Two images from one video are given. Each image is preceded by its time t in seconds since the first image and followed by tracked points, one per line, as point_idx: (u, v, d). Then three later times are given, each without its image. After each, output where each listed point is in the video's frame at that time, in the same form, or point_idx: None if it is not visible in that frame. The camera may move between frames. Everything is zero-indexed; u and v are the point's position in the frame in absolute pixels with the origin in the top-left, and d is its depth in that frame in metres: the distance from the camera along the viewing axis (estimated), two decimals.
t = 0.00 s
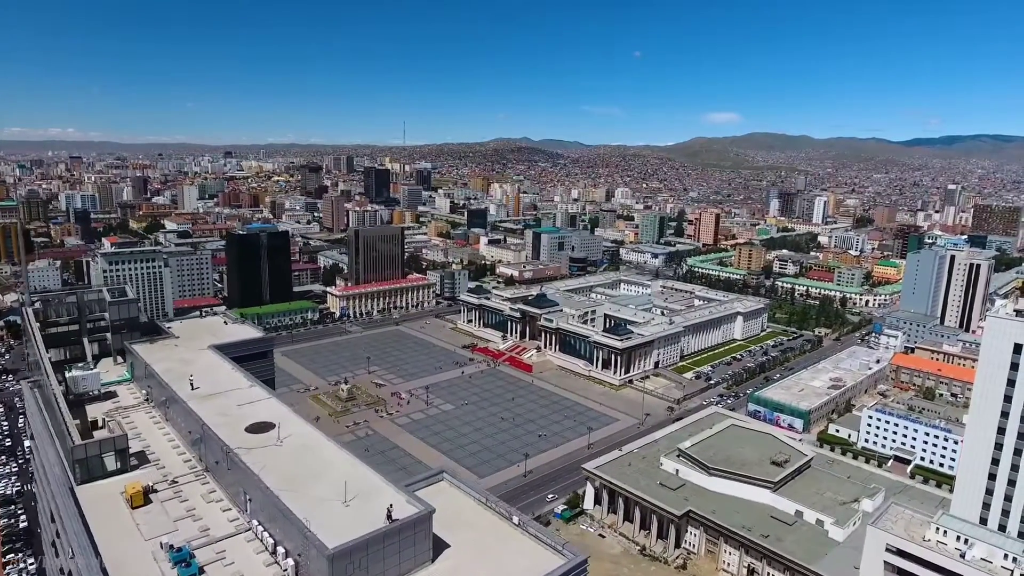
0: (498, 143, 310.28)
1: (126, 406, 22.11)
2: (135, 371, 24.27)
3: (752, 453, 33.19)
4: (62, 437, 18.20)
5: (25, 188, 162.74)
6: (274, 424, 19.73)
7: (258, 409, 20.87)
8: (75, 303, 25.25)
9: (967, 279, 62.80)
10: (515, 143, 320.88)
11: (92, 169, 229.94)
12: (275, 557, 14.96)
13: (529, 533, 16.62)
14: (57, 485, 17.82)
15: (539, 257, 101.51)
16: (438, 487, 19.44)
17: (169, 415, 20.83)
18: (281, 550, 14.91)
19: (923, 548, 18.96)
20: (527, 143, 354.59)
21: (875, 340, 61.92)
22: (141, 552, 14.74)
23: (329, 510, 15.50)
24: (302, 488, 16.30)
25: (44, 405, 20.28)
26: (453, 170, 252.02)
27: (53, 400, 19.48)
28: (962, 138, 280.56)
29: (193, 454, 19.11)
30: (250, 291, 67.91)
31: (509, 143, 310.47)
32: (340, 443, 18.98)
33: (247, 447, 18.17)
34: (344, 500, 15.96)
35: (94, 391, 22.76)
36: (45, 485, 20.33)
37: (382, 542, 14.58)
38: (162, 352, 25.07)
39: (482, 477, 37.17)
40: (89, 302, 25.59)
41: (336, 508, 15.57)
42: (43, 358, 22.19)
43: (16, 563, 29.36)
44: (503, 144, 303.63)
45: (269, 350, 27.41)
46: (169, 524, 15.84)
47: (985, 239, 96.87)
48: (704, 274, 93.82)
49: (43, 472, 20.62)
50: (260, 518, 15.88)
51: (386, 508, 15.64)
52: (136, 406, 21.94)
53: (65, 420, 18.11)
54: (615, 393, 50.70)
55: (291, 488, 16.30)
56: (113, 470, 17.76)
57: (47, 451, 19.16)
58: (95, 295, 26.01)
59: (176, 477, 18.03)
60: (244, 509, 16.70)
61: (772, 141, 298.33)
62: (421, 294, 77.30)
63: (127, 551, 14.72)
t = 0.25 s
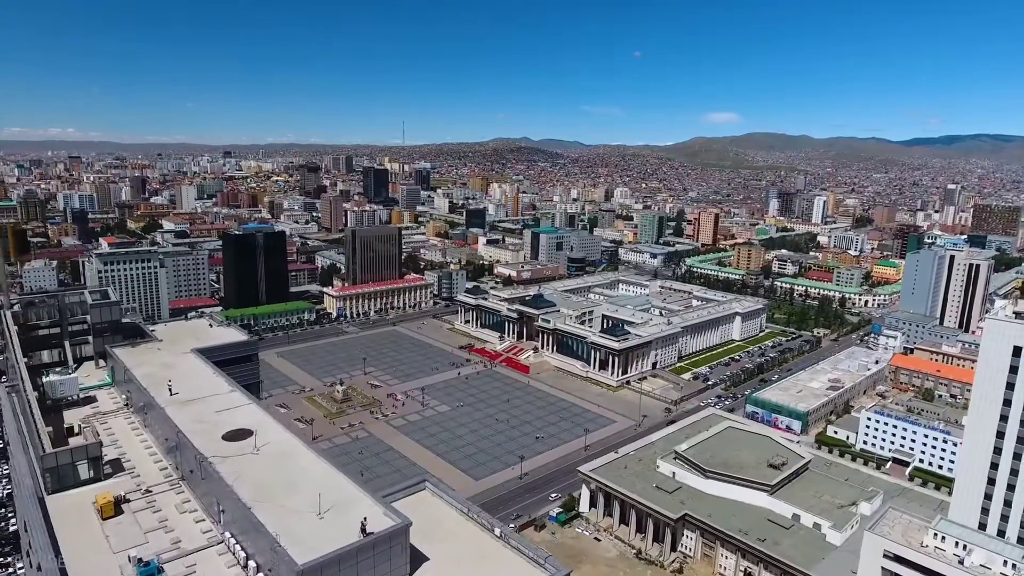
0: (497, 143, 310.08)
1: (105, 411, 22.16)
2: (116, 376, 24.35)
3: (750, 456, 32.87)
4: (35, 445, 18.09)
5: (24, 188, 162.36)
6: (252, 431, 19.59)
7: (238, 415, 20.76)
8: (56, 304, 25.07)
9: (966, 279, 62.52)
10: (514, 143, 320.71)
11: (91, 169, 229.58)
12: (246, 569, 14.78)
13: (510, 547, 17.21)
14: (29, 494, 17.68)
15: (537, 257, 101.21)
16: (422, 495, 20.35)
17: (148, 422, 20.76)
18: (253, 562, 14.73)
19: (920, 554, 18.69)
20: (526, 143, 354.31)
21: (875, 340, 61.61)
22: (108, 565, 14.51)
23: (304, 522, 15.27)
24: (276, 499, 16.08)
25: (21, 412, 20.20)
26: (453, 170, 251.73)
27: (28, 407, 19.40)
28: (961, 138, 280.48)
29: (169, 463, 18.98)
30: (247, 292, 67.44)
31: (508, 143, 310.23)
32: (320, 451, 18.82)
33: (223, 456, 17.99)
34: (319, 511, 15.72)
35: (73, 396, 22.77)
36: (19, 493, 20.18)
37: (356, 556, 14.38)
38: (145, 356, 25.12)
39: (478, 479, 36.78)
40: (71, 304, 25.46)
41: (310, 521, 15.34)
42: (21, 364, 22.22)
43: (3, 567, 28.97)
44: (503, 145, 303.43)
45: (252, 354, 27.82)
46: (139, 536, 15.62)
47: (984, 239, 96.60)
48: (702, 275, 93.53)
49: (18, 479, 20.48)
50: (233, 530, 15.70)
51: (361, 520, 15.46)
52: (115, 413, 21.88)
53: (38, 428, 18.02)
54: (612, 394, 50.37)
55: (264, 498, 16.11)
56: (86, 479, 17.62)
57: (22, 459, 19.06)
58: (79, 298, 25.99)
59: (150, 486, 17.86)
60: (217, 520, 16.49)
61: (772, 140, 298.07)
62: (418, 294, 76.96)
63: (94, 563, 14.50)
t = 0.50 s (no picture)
0: (497, 143, 309.89)
1: (92, 415, 22.23)
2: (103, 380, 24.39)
3: (749, 457, 32.69)
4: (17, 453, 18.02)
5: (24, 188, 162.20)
6: (237, 436, 19.45)
7: (226, 419, 20.64)
8: (45, 308, 25.02)
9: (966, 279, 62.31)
10: (514, 143, 320.57)
11: (91, 169, 229.49)
12: None
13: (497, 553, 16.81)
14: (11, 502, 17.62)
15: (536, 258, 101.04)
16: (411, 502, 20.25)
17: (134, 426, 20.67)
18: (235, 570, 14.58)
19: (918, 558, 18.62)
20: (526, 143, 354.19)
21: (875, 341, 61.38)
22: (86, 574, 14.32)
23: (286, 530, 15.06)
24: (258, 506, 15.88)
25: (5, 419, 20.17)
26: (453, 170, 251.57)
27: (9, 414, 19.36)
28: (961, 138, 280.38)
29: (153, 468, 18.86)
30: (245, 291, 67.23)
31: (508, 143, 310.04)
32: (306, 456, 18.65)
33: (206, 461, 17.83)
34: (301, 519, 15.53)
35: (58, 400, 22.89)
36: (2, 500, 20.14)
37: (339, 566, 14.12)
38: (133, 359, 24.99)
39: (475, 481, 36.54)
40: (60, 306, 25.37)
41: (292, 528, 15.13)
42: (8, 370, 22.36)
43: None
44: (503, 145, 303.29)
45: (243, 357, 27.53)
46: (119, 543, 15.46)
47: (984, 239, 96.38)
48: (702, 275, 93.37)
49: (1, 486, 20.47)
50: (215, 538, 15.52)
51: (344, 527, 15.28)
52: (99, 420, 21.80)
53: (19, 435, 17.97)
54: (611, 395, 50.15)
55: (248, 505, 15.91)
56: (69, 485, 17.51)
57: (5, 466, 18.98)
58: (67, 298, 25.64)
59: (133, 492, 17.77)
60: (199, 528, 16.35)
61: (771, 140, 298.01)
62: (417, 295, 76.76)
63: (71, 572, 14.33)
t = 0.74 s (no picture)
0: (497, 143, 309.79)
1: (75, 420, 22.07)
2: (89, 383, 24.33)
3: (747, 459, 32.45)
4: None
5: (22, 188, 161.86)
6: (218, 442, 19.21)
7: (208, 425, 20.43)
8: (29, 310, 23.65)
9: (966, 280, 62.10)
10: (513, 143, 320.46)
11: (90, 169, 229.11)
12: None
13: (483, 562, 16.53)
14: None
15: (535, 258, 100.82)
16: (396, 509, 20.04)
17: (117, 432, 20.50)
18: None
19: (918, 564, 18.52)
20: (525, 142, 354.18)
21: (874, 341, 61.15)
22: None
23: (264, 541, 14.79)
24: (237, 515, 15.64)
25: None
26: (452, 170, 251.38)
27: None
28: (960, 139, 280.43)
29: (135, 475, 18.67)
30: (241, 291, 66.96)
31: (508, 143, 309.91)
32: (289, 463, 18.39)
33: (187, 469, 17.63)
34: (281, 529, 15.24)
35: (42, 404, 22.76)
36: None
37: None
38: (119, 363, 24.83)
39: (472, 483, 36.24)
40: (44, 307, 24.10)
41: (271, 539, 14.86)
42: None
43: None
44: (502, 145, 303.25)
45: (231, 358, 27.09)
46: (96, 552, 15.22)
47: (984, 239, 96.16)
48: (701, 275, 93.19)
49: None
50: (194, 547, 15.27)
51: (324, 537, 15.00)
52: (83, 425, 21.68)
53: None
54: (609, 396, 49.93)
55: (225, 515, 15.63)
56: (48, 493, 17.31)
57: None
58: (51, 299, 24.42)
59: (113, 500, 17.53)
60: (178, 537, 16.10)
61: (771, 140, 297.92)
62: (414, 295, 76.54)
63: None
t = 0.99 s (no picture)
0: (497, 143, 309.46)
1: (57, 424, 21.93)
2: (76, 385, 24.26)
3: (744, 461, 32.22)
4: None
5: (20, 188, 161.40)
6: (198, 449, 19.02)
7: (190, 430, 20.25)
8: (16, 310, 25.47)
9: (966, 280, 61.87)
10: (513, 143, 320.26)
11: (89, 169, 228.58)
12: None
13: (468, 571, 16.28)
14: None
15: (534, 258, 100.58)
16: (380, 517, 19.84)
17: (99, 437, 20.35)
18: None
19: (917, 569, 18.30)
20: (525, 142, 353.90)
21: (874, 342, 60.92)
22: None
23: (240, 552, 14.52)
24: (215, 525, 15.41)
25: None
26: (452, 169, 250.99)
27: None
28: (960, 139, 280.22)
29: (115, 482, 18.49)
30: (238, 291, 66.72)
31: (507, 143, 309.52)
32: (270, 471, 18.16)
33: (166, 477, 17.43)
34: (259, 540, 14.98)
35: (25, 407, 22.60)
36: None
37: None
38: (103, 365, 24.71)
39: (468, 485, 35.96)
40: (30, 309, 25.64)
41: (248, 549, 14.60)
42: None
43: None
44: (502, 145, 302.98)
45: (219, 361, 26.69)
46: (71, 562, 14.97)
47: (984, 238, 95.87)
48: (700, 275, 92.97)
49: None
50: (170, 557, 15.02)
51: (301, 548, 14.73)
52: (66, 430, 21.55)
53: None
54: (607, 397, 49.69)
55: (201, 525, 15.40)
56: (25, 500, 17.14)
57: None
58: (37, 302, 25.96)
59: (91, 508, 17.33)
60: (156, 546, 15.86)
61: (771, 140, 297.68)
62: (413, 296, 76.30)
63: None
